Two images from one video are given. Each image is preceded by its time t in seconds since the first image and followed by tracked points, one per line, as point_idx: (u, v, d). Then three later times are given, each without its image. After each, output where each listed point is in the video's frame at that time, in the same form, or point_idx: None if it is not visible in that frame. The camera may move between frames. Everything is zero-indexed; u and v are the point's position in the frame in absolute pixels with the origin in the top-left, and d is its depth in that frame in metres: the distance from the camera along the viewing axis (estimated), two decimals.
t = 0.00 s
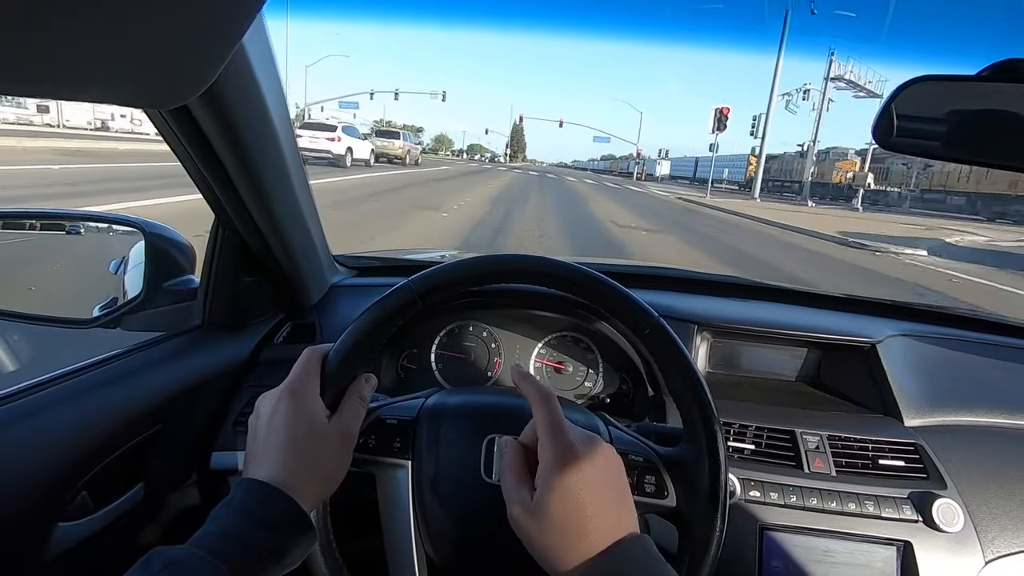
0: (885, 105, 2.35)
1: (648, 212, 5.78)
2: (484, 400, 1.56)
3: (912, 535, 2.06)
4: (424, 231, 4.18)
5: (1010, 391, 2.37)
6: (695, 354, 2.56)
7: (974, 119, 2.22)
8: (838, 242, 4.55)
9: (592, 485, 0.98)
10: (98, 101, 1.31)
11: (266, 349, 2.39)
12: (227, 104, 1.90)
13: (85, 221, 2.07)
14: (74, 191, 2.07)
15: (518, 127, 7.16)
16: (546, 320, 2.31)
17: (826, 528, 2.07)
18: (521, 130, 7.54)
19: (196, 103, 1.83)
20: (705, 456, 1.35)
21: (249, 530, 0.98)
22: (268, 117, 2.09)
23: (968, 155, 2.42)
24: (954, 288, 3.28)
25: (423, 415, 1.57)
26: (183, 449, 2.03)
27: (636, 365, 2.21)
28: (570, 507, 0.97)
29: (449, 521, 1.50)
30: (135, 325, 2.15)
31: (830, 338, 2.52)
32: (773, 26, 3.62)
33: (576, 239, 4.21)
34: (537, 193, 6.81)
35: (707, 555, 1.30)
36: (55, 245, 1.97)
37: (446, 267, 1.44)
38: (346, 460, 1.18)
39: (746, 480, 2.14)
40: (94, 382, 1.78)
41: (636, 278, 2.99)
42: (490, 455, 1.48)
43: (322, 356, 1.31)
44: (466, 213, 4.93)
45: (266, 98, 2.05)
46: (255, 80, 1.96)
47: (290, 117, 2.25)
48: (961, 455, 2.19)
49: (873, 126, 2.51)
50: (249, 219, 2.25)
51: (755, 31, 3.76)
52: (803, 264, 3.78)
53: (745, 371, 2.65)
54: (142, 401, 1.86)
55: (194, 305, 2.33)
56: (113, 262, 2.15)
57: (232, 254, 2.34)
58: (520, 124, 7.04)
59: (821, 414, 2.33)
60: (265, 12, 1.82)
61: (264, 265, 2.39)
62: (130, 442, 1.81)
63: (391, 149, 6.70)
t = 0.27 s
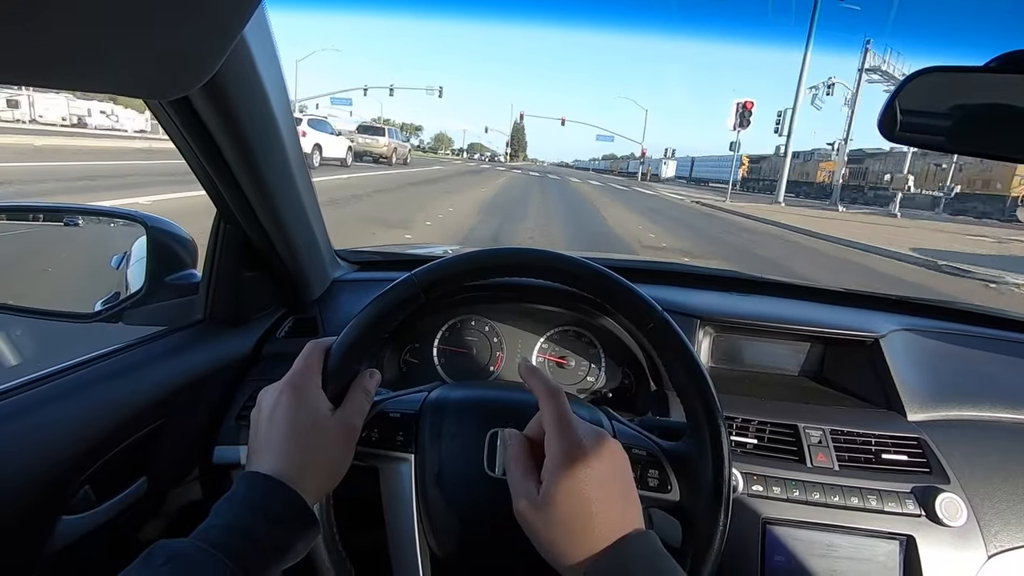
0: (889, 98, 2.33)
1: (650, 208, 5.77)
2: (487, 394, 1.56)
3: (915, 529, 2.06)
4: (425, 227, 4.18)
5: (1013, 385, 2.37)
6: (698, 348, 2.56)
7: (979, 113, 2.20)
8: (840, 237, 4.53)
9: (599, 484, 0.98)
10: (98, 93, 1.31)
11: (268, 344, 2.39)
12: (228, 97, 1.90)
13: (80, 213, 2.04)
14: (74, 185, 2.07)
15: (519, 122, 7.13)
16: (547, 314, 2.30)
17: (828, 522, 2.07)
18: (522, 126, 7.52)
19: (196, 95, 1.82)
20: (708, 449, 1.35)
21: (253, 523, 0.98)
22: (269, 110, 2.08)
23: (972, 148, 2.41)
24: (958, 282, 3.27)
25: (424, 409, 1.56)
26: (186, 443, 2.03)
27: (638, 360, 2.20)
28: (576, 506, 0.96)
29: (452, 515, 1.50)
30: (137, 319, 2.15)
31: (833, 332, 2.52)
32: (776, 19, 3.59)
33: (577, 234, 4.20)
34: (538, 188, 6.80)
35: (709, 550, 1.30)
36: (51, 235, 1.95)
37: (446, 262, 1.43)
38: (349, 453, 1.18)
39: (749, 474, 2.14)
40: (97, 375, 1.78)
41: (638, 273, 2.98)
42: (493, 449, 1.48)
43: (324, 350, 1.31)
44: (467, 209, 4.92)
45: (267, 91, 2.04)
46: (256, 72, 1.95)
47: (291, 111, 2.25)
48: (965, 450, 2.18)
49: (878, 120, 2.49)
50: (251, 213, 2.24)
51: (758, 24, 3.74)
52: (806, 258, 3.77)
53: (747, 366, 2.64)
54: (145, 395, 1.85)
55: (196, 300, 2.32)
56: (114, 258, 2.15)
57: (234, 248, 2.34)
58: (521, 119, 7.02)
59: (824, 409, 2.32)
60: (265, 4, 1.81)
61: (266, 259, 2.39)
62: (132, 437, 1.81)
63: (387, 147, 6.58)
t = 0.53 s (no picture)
0: (887, 97, 2.34)
1: (649, 209, 5.77)
2: (485, 393, 1.57)
3: (913, 529, 2.06)
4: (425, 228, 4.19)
5: (1012, 385, 2.37)
6: (697, 348, 2.56)
7: (977, 112, 2.21)
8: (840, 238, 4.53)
9: (592, 492, 0.98)
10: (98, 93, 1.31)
11: (268, 344, 2.40)
12: (226, 97, 1.90)
13: (78, 214, 2.03)
14: (75, 187, 2.08)
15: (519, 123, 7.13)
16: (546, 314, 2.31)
17: (827, 522, 2.07)
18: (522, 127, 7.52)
19: (195, 96, 1.83)
20: (704, 447, 1.36)
21: (250, 520, 0.98)
22: (268, 111, 2.09)
23: (970, 147, 2.41)
24: (957, 282, 3.27)
25: (423, 408, 1.57)
26: (186, 442, 2.04)
27: (637, 359, 2.21)
28: (569, 514, 0.97)
29: (449, 513, 1.49)
30: (137, 320, 2.16)
31: (832, 332, 2.52)
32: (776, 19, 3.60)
33: (577, 235, 4.20)
34: (537, 189, 6.80)
35: (706, 550, 1.30)
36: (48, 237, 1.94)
37: (444, 261, 1.44)
38: (347, 452, 1.19)
39: (747, 474, 2.14)
40: (97, 374, 1.78)
41: (637, 272, 2.99)
42: (491, 448, 1.49)
43: (323, 349, 1.31)
44: (466, 210, 4.93)
45: (266, 91, 2.05)
46: (254, 71, 1.96)
47: (291, 112, 2.26)
48: (963, 449, 2.18)
49: (877, 119, 2.50)
50: (251, 214, 2.25)
51: (757, 24, 3.74)
52: (806, 258, 3.77)
53: (746, 365, 2.65)
54: (145, 395, 1.86)
55: (196, 300, 2.32)
56: (116, 258, 2.16)
57: (234, 249, 2.34)
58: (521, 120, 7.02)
59: (822, 408, 2.32)
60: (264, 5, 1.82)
61: (265, 260, 2.40)
62: (132, 436, 1.81)
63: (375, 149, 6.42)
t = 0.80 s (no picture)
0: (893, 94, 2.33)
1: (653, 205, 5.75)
2: (490, 388, 1.57)
3: (917, 526, 2.06)
4: (428, 223, 4.18)
5: (1017, 383, 2.36)
6: (701, 344, 2.56)
7: (985, 109, 2.19)
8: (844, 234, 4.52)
9: (599, 491, 0.98)
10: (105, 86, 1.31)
11: (273, 337, 2.41)
12: (233, 90, 1.89)
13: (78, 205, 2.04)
14: (80, 180, 2.09)
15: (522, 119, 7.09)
16: (552, 309, 2.30)
17: (831, 519, 2.07)
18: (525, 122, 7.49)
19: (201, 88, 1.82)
20: (710, 443, 1.36)
21: (257, 515, 0.98)
22: (275, 104, 2.09)
23: (977, 144, 2.40)
24: (963, 279, 3.26)
25: (429, 403, 1.57)
26: (191, 436, 2.05)
27: (642, 355, 2.21)
28: (575, 513, 0.96)
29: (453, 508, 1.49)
30: (142, 313, 2.16)
31: (836, 329, 2.51)
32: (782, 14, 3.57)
33: (580, 231, 4.19)
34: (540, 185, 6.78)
35: (711, 547, 1.30)
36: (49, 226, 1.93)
37: (452, 256, 1.43)
38: (354, 445, 1.19)
39: (751, 470, 2.14)
40: (103, 368, 1.79)
41: (641, 268, 2.98)
42: (496, 443, 1.48)
43: (331, 343, 1.31)
44: (469, 205, 4.91)
45: (272, 85, 2.04)
46: (260, 65, 1.95)
47: (297, 106, 2.25)
48: (968, 447, 2.18)
49: (885, 115, 2.48)
50: (256, 208, 2.25)
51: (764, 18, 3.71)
52: (811, 255, 3.76)
53: (750, 362, 2.65)
54: (151, 388, 1.87)
55: (201, 294, 2.32)
56: (119, 250, 2.16)
57: (240, 243, 2.34)
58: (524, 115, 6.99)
59: (827, 405, 2.32)
60: None
61: (271, 254, 2.40)
62: (139, 429, 1.82)
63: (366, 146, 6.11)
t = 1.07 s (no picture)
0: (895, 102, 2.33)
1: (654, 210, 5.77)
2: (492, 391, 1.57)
3: (917, 533, 2.05)
4: (430, 226, 4.19)
5: (1018, 390, 2.36)
6: (702, 349, 2.56)
7: (986, 116, 2.20)
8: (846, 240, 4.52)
9: (565, 504, 0.96)
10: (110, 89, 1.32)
11: (274, 339, 2.41)
12: (237, 93, 1.90)
13: (76, 206, 2.10)
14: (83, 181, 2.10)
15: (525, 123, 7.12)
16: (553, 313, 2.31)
17: (831, 525, 2.07)
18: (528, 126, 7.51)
19: (205, 91, 1.83)
20: (711, 451, 1.36)
21: (259, 506, 0.98)
22: (278, 107, 2.09)
23: (978, 151, 2.40)
24: (964, 286, 3.26)
25: (432, 404, 1.57)
26: (192, 436, 2.05)
27: (642, 360, 2.21)
28: (542, 529, 0.95)
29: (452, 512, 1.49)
30: (144, 314, 2.16)
31: (837, 335, 2.51)
32: (785, 20, 3.58)
33: (581, 236, 4.20)
34: (543, 190, 6.79)
35: (710, 557, 1.30)
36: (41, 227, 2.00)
37: (456, 259, 1.43)
38: (355, 443, 1.19)
39: (751, 476, 2.14)
40: (105, 368, 1.79)
41: (643, 273, 2.99)
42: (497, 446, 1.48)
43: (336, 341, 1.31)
44: (471, 209, 4.93)
45: (276, 87, 2.04)
46: (265, 67, 1.95)
47: (300, 109, 2.26)
48: (968, 454, 2.18)
49: (886, 121, 2.49)
50: (259, 210, 2.25)
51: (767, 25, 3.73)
52: (812, 260, 3.76)
53: (750, 367, 2.64)
54: (152, 388, 1.87)
55: (204, 295, 2.32)
56: (121, 251, 2.16)
57: (242, 244, 2.34)
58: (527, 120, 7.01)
59: (827, 411, 2.32)
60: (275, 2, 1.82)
61: (273, 255, 2.40)
62: (140, 429, 1.82)
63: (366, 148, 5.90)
